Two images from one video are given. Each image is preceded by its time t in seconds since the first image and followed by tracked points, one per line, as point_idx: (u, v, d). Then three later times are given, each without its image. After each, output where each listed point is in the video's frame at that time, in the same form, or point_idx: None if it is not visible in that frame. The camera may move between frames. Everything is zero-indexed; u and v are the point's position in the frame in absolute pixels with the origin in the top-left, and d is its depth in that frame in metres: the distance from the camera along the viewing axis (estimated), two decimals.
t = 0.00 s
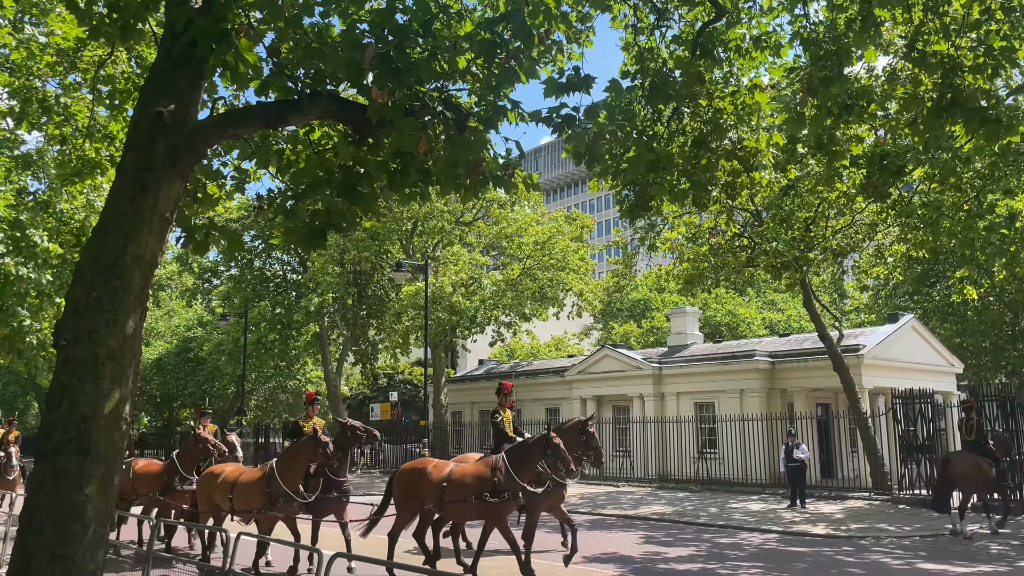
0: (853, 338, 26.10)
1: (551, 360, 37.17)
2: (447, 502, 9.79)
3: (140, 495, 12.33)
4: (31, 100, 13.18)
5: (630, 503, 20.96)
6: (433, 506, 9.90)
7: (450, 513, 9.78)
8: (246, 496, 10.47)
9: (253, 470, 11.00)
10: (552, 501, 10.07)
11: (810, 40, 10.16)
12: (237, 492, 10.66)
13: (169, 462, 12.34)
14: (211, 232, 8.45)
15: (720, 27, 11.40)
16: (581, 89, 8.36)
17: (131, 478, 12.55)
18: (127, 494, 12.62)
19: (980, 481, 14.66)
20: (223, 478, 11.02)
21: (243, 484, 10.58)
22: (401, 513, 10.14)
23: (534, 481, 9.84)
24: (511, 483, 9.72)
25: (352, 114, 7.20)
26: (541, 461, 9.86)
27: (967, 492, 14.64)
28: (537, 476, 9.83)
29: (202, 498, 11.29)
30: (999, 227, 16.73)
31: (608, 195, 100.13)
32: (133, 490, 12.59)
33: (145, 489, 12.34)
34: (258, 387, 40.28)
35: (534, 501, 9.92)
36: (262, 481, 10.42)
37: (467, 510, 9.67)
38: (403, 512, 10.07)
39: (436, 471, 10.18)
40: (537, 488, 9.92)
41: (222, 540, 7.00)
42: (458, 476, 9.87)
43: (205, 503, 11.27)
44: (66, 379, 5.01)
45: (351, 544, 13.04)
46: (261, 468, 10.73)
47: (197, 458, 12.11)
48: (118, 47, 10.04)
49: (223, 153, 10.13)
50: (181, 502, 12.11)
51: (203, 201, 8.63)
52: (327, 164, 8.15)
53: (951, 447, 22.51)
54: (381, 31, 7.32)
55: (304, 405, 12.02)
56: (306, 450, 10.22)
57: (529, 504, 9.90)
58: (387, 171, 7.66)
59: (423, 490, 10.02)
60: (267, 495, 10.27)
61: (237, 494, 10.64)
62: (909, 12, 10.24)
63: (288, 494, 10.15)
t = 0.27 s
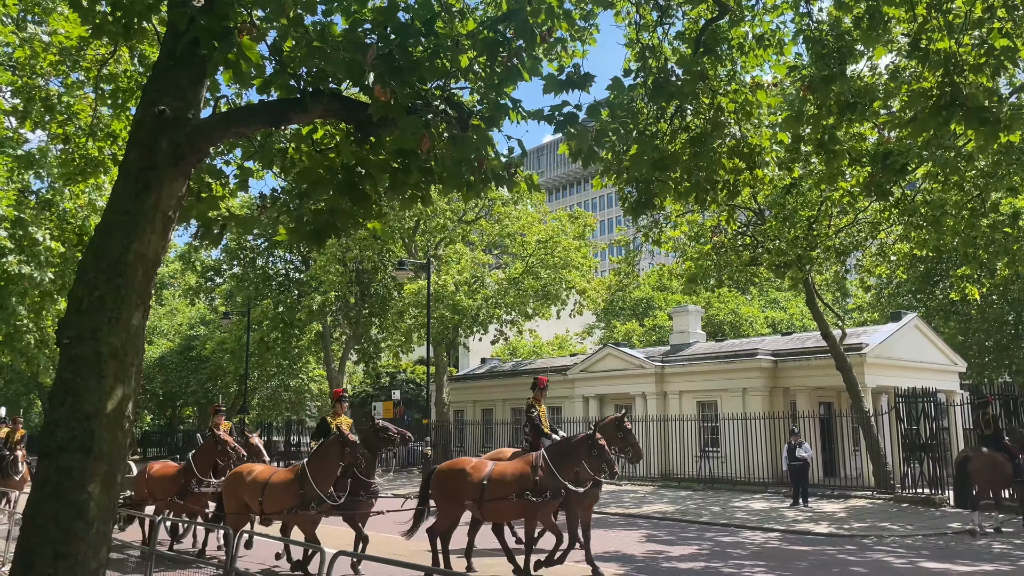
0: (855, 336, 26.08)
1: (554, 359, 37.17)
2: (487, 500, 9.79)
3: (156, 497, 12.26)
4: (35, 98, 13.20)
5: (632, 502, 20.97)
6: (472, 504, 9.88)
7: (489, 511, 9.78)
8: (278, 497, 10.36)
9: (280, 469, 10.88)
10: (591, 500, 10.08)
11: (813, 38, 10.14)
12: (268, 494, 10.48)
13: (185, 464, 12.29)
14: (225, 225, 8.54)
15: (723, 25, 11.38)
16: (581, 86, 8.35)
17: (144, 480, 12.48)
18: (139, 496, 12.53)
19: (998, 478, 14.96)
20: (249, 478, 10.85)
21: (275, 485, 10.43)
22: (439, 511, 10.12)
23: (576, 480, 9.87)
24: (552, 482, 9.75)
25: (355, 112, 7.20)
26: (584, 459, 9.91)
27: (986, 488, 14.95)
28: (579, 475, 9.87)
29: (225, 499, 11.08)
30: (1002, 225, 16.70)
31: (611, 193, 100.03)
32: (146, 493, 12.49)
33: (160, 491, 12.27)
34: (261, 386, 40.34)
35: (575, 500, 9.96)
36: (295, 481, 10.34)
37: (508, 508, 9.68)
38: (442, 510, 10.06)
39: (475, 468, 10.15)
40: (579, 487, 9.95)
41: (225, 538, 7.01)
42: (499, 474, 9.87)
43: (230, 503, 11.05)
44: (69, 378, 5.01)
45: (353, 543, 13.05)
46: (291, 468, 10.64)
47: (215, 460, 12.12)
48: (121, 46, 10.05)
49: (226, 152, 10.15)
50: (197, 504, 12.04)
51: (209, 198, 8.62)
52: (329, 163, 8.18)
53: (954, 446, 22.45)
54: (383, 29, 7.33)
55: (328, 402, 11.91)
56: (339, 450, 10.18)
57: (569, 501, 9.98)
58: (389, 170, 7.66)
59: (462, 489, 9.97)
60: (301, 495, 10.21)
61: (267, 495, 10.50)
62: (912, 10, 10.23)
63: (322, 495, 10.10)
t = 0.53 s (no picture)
0: (858, 335, 26.06)
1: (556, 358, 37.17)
2: (526, 494, 9.78)
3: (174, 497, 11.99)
4: (38, 97, 13.20)
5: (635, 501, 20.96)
6: (510, 499, 9.88)
7: (528, 506, 9.79)
8: (309, 492, 10.14)
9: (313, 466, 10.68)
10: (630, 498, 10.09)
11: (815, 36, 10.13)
12: (298, 488, 10.31)
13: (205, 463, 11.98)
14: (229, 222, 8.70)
15: (726, 23, 11.36)
16: (583, 86, 8.35)
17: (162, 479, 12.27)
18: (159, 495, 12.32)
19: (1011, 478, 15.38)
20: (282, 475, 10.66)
21: (307, 480, 10.27)
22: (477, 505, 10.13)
23: (615, 478, 9.89)
24: (591, 478, 9.77)
25: (356, 111, 7.20)
26: (622, 456, 9.95)
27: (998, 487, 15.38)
28: (618, 472, 9.89)
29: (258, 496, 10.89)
30: (1005, 224, 16.68)
31: (613, 192, 99.96)
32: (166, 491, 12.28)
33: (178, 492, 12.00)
34: (264, 385, 40.39)
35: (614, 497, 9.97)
36: (325, 476, 10.12)
37: (547, 504, 9.69)
38: (480, 506, 10.05)
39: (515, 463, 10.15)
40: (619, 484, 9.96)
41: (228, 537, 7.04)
42: (538, 470, 9.85)
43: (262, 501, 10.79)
44: (72, 377, 5.03)
45: (355, 542, 13.06)
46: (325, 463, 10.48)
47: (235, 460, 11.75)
48: (124, 45, 10.06)
49: (228, 151, 10.15)
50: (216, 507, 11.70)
51: (212, 196, 8.58)
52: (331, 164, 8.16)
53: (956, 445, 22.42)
54: (386, 29, 7.33)
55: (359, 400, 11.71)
56: (369, 444, 9.93)
57: (606, 499, 9.99)
58: (391, 170, 7.67)
59: (503, 482, 9.99)
60: (331, 491, 9.95)
61: (298, 489, 10.30)
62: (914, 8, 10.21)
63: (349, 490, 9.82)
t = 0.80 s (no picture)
0: (860, 334, 26.04)
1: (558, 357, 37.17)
2: (569, 497, 9.59)
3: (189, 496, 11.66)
4: (40, 97, 13.21)
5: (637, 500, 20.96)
6: (553, 502, 9.64)
7: (571, 508, 9.62)
8: (344, 493, 9.67)
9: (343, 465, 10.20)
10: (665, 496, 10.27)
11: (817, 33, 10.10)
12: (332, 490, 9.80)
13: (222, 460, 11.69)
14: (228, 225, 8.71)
15: (728, 22, 11.34)
16: (585, 85, 8.35)
17: (177, 476, 11.91)
18: (172, 494, 11.97)
19: None
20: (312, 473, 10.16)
21: (341, 482, 9.75)
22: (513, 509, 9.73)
23: (656, 475, 10.14)
24: (634, 477, 9.88)
25: (358, 111, 7.20)
26: (662, 454, 10.26)
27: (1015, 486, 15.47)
28: (659, 470, 10.15)
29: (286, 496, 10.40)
30: (1008, 223, 16.65)
31: (615, 191, 99.95)
32: (181, 490, 11.95)
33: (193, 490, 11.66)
34: (266, 384, 40.43)
35: (653, 495, 10.12)
36: (361, 477, 9.66)
37: (591, 505, 9.58)
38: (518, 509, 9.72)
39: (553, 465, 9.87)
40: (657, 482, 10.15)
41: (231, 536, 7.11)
42: (580, 472, 9.68)
43: (294, 501, 10.28)
44: (75, 376, 5.03)
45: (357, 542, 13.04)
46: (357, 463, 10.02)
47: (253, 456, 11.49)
48: (126, 45, 10.06)
49: (231, 151, 10.16)
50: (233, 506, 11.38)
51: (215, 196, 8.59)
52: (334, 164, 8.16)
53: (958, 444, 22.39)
54: (388, 28, 7.32)
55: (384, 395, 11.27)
56: (408, 445, 9.51)
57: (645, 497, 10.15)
58: (393, 170, 7.69)
59: (543, 486, 9.71)
60: (367, 493, 9.51)
61: (332, 492, 9.77)
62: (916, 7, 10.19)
63: (389, 494, 9.43)
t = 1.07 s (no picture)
0: (862, 333, 26.02)
1: (560, 357, 37.17)
2: (614, 498, 9.51)
3: (208, 501, 11.26)
4: (42, 97, 13.23)
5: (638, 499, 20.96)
6: (597, 502, 9.55)
7: (615, 508, 9.55)
8: (384, 494, 9.39)
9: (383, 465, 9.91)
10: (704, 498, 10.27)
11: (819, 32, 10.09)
12: (369, 492, 9.49)
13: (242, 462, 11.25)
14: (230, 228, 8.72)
15: (730, 21, 11.32)
16: (587, 84, 8.35)
17: (196, 479, 11.55)
18: (192, 498, 11.61)
19: None
20: (351, 473, 9.86)
21: (380, 482, 9.45)
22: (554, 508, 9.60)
23: (698, 476, 10.14)
24: (678, 479, 9.89)
25: (359, 110, 7.21)
26: (705, 456, 10.23)
27: None
28: (701, 471, 10.16)
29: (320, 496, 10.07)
30: (1010, 222, 16.63)
31: (616, 190, 99.94)
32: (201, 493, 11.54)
33: (212, 495, 11.27)
34: (268, 383, 40.47)
35: (694, 496, 10.13)
36: (402, 476, 9.40)
37: (635, 505, 9.55)
38: (559, 508, 9.58)
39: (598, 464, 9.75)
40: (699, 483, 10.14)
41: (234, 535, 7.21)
42: (625, 471, 9.61)
43: (327, 504, 9.92)
44: (77, 376, 5.05)
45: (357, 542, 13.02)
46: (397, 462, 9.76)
47: (272, 459, 11.00)
48: (127, 45, 10.07)
49: (232, 150, 10.15)
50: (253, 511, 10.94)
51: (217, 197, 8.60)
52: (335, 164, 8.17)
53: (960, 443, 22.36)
54: (389, 27, 7.31)
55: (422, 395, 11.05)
56: (450, 446, 9.29)
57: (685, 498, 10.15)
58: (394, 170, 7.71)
59: (587, 485, 9.56)
60: (409, 493, 9.26)
61: (371, 494, 9.47)
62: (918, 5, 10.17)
63: (432, 495, 9.19)
